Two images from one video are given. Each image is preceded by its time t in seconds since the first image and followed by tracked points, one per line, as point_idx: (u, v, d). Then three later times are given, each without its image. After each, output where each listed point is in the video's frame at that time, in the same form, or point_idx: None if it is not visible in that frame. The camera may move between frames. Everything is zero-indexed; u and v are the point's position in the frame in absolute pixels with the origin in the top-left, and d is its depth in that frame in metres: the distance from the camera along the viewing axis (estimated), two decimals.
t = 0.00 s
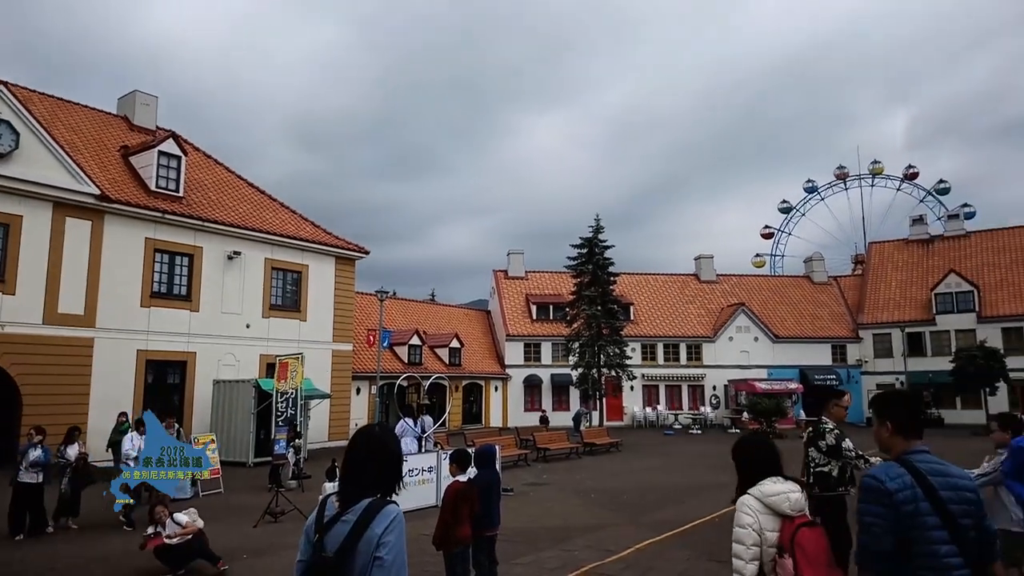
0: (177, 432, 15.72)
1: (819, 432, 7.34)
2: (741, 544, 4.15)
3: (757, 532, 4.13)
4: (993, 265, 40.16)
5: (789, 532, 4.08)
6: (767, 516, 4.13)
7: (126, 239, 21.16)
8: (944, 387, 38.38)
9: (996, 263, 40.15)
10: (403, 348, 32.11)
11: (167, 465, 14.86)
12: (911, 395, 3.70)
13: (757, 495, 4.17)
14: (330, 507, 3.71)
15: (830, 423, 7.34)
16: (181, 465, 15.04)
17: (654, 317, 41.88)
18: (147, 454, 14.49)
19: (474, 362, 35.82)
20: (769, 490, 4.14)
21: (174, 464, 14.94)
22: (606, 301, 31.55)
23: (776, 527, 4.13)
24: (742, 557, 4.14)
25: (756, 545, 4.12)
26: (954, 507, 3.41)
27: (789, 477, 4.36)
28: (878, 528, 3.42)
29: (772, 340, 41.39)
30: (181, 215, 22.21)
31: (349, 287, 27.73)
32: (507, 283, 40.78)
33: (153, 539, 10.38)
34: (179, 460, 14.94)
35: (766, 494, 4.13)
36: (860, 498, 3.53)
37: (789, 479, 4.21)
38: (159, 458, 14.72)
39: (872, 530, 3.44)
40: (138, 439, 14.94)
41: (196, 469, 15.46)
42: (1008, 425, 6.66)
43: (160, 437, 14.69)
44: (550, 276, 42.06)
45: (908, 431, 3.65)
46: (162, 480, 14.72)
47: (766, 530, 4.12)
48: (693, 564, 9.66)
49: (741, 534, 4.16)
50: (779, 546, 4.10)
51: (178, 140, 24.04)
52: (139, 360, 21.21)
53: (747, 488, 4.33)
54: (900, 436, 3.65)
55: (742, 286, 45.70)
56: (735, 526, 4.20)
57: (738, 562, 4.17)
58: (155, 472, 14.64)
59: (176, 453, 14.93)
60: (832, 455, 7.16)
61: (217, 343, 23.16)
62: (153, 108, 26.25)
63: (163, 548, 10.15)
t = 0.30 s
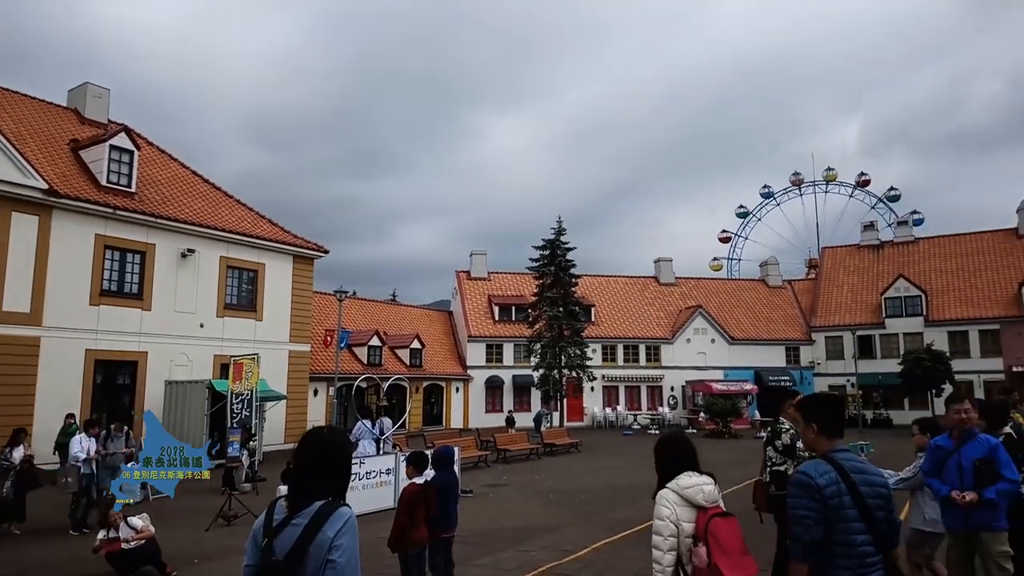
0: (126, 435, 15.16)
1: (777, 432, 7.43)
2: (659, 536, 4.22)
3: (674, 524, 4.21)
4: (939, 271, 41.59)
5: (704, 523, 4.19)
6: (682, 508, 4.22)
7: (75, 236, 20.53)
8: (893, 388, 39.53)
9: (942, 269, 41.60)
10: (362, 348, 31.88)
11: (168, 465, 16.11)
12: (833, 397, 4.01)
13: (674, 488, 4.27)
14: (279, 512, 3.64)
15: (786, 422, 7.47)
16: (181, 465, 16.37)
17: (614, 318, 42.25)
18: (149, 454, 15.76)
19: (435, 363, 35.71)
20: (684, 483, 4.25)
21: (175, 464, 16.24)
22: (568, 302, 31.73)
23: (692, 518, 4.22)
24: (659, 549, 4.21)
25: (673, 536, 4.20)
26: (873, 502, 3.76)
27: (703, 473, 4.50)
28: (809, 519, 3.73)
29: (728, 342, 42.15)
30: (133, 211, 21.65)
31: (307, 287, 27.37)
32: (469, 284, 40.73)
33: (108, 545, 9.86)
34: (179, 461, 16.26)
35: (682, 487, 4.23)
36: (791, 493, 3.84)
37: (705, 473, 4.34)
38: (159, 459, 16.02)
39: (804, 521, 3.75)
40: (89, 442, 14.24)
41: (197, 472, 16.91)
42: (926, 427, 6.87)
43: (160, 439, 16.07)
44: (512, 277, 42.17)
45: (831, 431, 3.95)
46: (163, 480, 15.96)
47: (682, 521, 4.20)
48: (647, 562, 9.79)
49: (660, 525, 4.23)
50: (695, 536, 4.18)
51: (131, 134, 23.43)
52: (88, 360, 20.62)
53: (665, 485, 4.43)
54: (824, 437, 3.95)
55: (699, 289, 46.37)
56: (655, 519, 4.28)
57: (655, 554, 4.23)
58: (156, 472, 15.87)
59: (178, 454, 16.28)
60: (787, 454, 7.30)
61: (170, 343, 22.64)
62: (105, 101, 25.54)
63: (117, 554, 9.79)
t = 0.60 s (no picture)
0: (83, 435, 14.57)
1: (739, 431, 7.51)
2: (593, 531, 4.30)
3: (607, 521, 4.29)
4: (897, 275, 42.68)
5: (635, 521, 4.25)
6: (616, 506, 4.30)
7: (29, 231, 19.96)
8: (851, 388, 40.45)
9: (899, 272, 42.69)
10: (327, 348, 31.59)
11: (168, 465, 15.66)
12: (763, 397, 4.18)
13: (609, 486, 4.35)
14: (232, 514, 3.58)
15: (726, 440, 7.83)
16: (182, 465, 15.59)
17: (581, 318, 42.49)
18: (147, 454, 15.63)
19: (401, 363, 35.53)
20: (620, 483, 4.32)
21: (175, 464, 15.67)
22: (535, 303, 31.81)
23: (625, 516, 4.29)
24: (593, 544, 4.30)
25: (606, 533, 4.28)
26: (802, 490, 4.08)
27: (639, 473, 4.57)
28: (753, 508, 3.92)
29: (692, 343, 42.69)
30: (90, 207, 21.14)
31: (270, 286, 27.03)
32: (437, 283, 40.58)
33: (68, 549, 8.60)
34: (178, 460, 15.59)
35: (617, 486, 4.31)
36: (733, 485, 4.01)
37: (640, 473, 4.42)
38: (158, 458, 15.67)
39: (748, 511, 3.93)
40: (46, 444, 13.93)
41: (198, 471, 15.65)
42: (867, 424, 7.00)
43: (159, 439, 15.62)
44: (481, 278, 42.16)
45: (763, 427, 4.20)
46: (162, 479, 15.70)
47: (615, 519, 4.29)
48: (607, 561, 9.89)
49: (594, 522, 4.31)
50: (626, 533, 4.26)
51: (89, 127, 22.85)
52: (42, 359, 20.08)
53: (601, 482, 4.51)
54: (756, 432, 4.19)
55: (664, 291, 46.83)
56: (590, 516, 4.35)
57: (590, 548, 4.32)
58: (155, 472, 15.69)
59: (177, 453, 15.71)
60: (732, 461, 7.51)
61: (129, 342, 22.16)
62: (62, 93, 24.85)
63: (79, 562, 8.56)
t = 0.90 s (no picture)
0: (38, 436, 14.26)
1: (702, 427, 7.39)
2: (534, 518, 4.57)
3: (549, 508, 4.58)
4: (859, 277, 43.60)
5: (574, 508, 4.56)
6: (556, 494, 4.59)
7: None
8: (814, 388, 41.27)
9: (862, 275, 43.60)
10: (293, 348, 31.26)
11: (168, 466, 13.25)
12: (693, 403, 4.54)
13: (551, 475, 4.64)
14: (188, 516, 3.54)
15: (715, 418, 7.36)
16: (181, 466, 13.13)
17: (552, 318, 42.62)
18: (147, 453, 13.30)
19: (370, 363, 35.34)
20: (560, 472, 4.62)
21: (175, 465, 13.27)
22: (506, 303, 31.83)
23: (564, 504, 4.60)
24: (534, 530, 4.57)
25: (546, 520, 4.56)
26: (723, 489, 4.37)
27: (580, 464, 4.89)
28: (681, 509, 4.16)
29: (660, 343, 43.08)
30: (50, 202, 20.62)
31: (236, 285, 26.67)
32: (407, 283, 40.37)
33: (35, 554, 8.14)
34: (178, 462, 13.09)
35: (558, 475, 4.61)
36: (661, 488, 4.24)
37: (580, 464, 4.73)
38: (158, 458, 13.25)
39: (676, 512, 4.17)
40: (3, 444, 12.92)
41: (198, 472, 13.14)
42: (821, 423, 7.12)
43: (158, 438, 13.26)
44: (451, 277, 42.07)
45: (689, 430, 4.48)
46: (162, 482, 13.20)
47: (555, 506, 4.58)
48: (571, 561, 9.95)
49: (536, 509, 4.59)
50: (565, 519, 4.56)
51: (49, 120, 22.30)
52: None
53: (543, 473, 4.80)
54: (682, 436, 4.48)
55: (633, 292, 47.24)
56: (532, 504, 4.63)
57: (530, 533, 4.59)
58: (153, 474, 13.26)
59: (178, 453, 13.23)
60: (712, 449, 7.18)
61: (88, 341, 21.67)
62: (21, 85, 24.18)
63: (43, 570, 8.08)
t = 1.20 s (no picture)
0: None
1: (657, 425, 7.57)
2: (468, 519, 4.60)
3: (481, 508, 4.62)
4: (818, 280, 44.57)
5: (505, 507, 4.62)
6: (489, 494, 4.63)
7: None
8: (773, 388, 42.10)
9: (820, 277, 44.58)
10: (253, 348, 30.80)
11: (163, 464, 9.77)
12: (606, 399, 4.87)
13: (482, 477, 4.70)
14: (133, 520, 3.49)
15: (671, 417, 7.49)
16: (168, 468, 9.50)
17: (517, 318, 42.70)
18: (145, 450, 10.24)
19: (333, 363, 35.04)
20: (492, 474, 4.68)
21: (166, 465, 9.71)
22: (471, 303, 31.80)
23: (496, 503, 4.65)
24: (468, 530, 4.60)
25: (480, 520, 4.60)
26: (638, 480, 4.75)
27: (512, 465, 4.94)
28: (590, 500, 4.53)
29: (624, 343, 43.44)
30: None
31: (194, 283, 26.18)
32: (371, 282, 40.03)
33: None
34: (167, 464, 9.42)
35: (490, 476, 4.67)
36: (576, 479, 4.60)
37: (512, 465, 4.80)
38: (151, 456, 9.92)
39: (584, 501, 4.54)
40: None
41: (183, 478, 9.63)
42: (775, 422, 7.24)
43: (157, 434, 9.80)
44: (416, 277, 41.88)
45: (605, 423, 4.83)
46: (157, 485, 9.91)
47: (488, 506, 4.62)
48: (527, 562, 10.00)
49: (469, 510, 4.62)
50: (497, 518, 4.61)
51: None
52: None
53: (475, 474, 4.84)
54: (600, 428, 4.82)
55: (596, 293, 47.58)
56: (466, 506, 4.66)
57: (465, 534, 4.62)
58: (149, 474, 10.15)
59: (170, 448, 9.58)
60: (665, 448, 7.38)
61: (38, 340, 21.03)
62: None
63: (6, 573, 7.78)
